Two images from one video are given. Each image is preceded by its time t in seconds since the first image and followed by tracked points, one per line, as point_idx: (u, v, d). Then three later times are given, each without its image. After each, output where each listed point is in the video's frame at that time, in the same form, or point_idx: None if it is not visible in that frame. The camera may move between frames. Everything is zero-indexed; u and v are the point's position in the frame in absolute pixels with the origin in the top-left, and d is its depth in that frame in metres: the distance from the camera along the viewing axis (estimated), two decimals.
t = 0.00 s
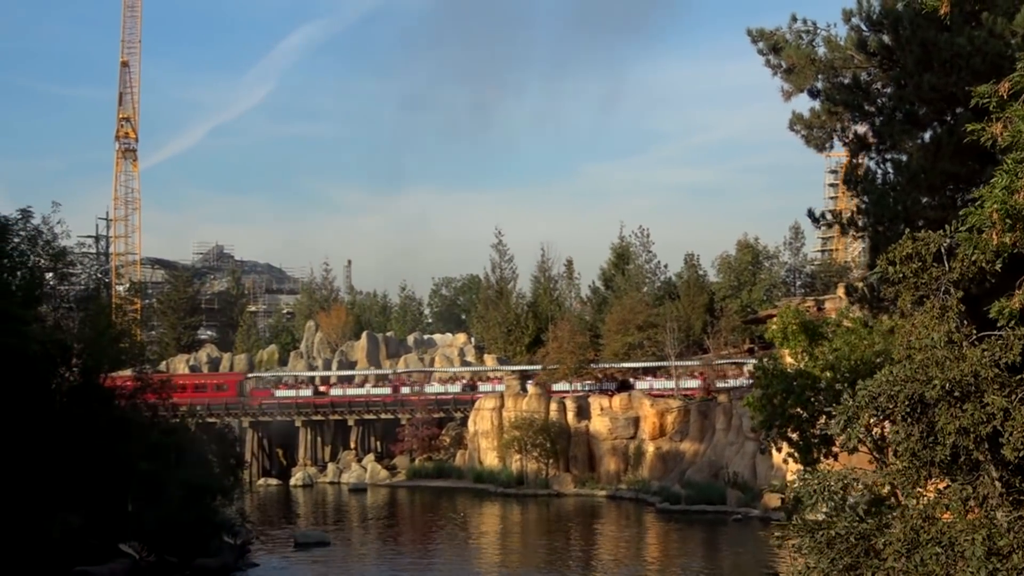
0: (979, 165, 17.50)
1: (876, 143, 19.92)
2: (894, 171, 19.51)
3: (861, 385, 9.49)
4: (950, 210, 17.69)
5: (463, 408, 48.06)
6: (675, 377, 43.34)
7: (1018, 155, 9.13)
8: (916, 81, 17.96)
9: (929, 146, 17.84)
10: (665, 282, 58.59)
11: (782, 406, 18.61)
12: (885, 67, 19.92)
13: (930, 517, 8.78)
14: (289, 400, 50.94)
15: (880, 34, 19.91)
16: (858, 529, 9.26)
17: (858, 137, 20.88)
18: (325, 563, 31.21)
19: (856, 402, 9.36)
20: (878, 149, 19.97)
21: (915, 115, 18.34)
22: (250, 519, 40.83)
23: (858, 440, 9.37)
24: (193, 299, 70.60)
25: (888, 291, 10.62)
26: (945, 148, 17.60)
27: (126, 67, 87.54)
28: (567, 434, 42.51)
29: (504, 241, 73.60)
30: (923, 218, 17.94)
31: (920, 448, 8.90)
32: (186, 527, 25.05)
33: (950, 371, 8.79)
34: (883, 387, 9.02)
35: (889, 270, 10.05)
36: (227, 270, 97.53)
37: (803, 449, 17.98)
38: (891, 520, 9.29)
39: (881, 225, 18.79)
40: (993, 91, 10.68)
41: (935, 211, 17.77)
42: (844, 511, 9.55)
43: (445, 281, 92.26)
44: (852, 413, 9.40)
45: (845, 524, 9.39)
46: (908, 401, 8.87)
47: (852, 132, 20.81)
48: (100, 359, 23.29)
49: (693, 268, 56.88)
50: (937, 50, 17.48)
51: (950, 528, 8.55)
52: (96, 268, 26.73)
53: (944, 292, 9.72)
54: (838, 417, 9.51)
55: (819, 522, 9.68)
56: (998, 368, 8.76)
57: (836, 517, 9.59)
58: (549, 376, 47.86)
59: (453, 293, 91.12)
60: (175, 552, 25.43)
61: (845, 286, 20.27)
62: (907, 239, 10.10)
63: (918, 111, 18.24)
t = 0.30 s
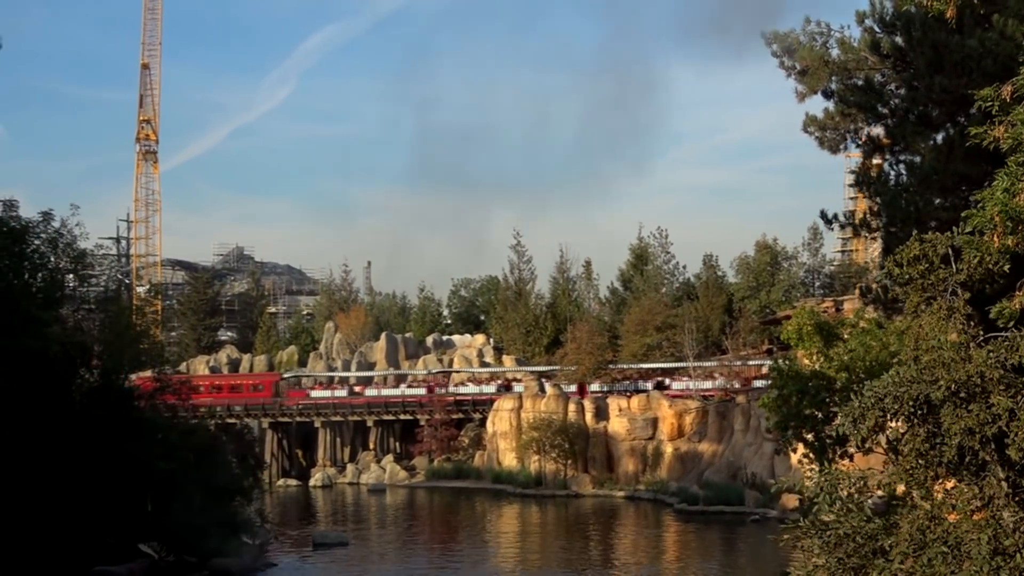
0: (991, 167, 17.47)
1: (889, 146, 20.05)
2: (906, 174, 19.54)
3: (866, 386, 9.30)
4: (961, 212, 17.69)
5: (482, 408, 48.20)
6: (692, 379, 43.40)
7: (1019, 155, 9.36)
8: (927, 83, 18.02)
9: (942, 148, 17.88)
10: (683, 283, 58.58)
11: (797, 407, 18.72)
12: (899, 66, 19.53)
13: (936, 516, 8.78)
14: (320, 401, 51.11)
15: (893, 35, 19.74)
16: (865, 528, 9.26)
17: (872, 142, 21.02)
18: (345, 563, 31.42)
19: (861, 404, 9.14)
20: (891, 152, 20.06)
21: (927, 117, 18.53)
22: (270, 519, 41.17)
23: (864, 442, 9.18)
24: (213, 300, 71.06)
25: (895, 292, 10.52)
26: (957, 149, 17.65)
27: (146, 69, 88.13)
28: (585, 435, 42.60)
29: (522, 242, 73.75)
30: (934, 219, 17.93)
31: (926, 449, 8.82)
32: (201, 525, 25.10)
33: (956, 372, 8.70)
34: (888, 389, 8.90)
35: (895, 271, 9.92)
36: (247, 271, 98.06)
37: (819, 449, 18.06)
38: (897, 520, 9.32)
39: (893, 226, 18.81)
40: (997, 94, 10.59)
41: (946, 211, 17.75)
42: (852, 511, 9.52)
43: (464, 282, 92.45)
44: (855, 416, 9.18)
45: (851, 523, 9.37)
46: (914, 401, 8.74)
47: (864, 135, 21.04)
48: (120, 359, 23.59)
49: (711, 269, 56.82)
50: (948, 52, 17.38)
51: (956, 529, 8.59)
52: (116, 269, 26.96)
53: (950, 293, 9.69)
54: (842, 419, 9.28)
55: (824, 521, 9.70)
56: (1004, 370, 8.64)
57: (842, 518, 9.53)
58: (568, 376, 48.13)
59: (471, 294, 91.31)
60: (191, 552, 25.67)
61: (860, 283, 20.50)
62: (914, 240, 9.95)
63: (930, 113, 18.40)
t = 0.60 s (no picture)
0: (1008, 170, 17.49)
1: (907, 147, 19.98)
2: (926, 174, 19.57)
3: (878, 388, 9.16)
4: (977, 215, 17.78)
5: (505, 410, 48.40)
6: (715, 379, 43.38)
7: None
8: (942, 87, 17.92)
9: (960, 151, 17.93)
10: (706, 284, 58.53)
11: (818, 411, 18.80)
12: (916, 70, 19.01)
13: (948, 518, 8.47)
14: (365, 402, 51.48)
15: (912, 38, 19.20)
16: (873, 528, 8.90)
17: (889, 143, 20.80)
18: (369, 564, 31.60)
19: (874, 405, 8.98)
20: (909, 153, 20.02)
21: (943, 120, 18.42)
22: (294, 519, 41.54)
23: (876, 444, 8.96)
24: (239, 302, 71.64)
25: (912, 294, 10.48)
26: (975, 152, 17.70)
27: (172, 72, 88.84)
28: (608, 436, 42.64)
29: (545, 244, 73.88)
30: (952, 222, 18.07)
31: (937, 451, 8.65)
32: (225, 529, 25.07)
33: (968, 374, 8.53)
34: (899, 391, 8.76)
35: (908, 274, 9.88)
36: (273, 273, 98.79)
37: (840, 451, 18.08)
38: (908, 519, 8.97)
39: (912, 229, 18.99)
40: (1005, 97, 10.40)
41: (963, 215, 17.86)
42: (863, 510, 9.11)
43: (488, 284, 92.74)
44: (868, 416, 9.01)
45: (862, 524, 9.01)
46: (925, 403, 8.63)
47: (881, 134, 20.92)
48: (144, 360, 23.68)
49: (735, 271, 56.71)
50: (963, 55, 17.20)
51: (967, 529, 8.29)
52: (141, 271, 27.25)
53: (963, 296, 9.73)
54: (854, 419, 9.09)
55: (836, 523, 9.29)
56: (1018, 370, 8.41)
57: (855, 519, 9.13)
58: (592, 379, 48.22)
59: (495, 296, 91.57)
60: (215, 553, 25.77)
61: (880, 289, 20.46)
62: (928, 242, 9.90)
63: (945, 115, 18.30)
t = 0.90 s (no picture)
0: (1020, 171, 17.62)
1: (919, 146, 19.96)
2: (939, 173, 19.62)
3: (886, 388, 9.24)
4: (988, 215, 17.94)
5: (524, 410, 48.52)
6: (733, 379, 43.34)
7: None
8: (953, 86, 17.91)
9: (972, 151, 18.06)
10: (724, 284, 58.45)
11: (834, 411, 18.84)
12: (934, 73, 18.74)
13: (954, 516, 8.40)
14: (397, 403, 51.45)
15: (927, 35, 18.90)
16: (880, 526, 8.91)
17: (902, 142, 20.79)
18: (387, 563, 31.77)
19: (881, 405, 9.06)
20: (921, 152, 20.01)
21: (954, 120, 18.48)
22: (314, 519, 41.78)
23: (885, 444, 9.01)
24: (258, 303, 71.99)
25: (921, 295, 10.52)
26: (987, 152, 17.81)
27: (191, 73, 89.34)
28: (626, 436, 42.67)
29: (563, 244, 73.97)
30: (963, 221, 18.28)
31: (944, 451, 8.65)
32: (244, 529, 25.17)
33: (974, 374, 8.58)
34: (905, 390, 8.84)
35: (915, 276, 9.92)
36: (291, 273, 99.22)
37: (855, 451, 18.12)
38: (916, 519, 8.94)
39: (927, 228, 19.18)
40: (1008, 98, 10.40)
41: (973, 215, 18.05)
42: (872, 510, 9.13)
43: (506, 284, 92.87)
44: (875, 415, 9.08)
45: (870, 524, 9.02)
46: (932, 403, 8.69)
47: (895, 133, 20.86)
48: (165, 361, 23.97)
49: (753, 270, 56.58)
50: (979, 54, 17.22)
51: (973, 527, 8.25)
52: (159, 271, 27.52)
53: (970, 296, 9.76)
54: (861, 420, 9.16)
55: (845, 523, 9.33)
56: None
57: (864, 520, 9.14)
58: (609, 379, 48.25)
59: (513, 296, 91.66)
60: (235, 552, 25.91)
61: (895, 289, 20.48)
62: (935, 242, 9.92)
63: (956, 116, 18.39)
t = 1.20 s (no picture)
0: None
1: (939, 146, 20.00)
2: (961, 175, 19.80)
3: (900, 392, 9.29)
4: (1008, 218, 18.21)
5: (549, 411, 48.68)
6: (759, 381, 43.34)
7: None
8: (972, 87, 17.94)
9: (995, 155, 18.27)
10: (750, 285, 58.43)
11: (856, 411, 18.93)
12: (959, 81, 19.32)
13: (968, 517, 8.42)
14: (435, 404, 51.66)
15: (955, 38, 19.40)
16: (893, 526, 8.95)
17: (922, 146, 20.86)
18: (414, 563, 32.05)
19: (895, 407, 9.11)
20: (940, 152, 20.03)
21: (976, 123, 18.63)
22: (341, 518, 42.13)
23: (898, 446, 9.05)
24: (286, 304, 72.57)
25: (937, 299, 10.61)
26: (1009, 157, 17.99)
27: (220, 75, 90.15)
28: (652, 437, 42.68)
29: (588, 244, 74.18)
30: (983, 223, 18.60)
31: (959, 452, 8.70)
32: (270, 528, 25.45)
33: (988, 376, 8.64)
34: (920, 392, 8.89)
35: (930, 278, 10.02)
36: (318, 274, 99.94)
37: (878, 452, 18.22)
38: (932, 519, 8.87)
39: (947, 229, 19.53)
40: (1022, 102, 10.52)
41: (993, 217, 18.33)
42: (886, 510, 9.16)
43: (531, 285, 93.18)
44: (888, 418, 9.12)
45: (885, 525, 9.03)
46: (945, 405, 8.75)
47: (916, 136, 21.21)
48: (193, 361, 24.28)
49: (780, 272, 56.56)
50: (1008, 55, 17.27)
51: (989, 528, 8.26)
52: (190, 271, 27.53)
53: (986, 297, 9.79)
54: (874, 423, 9.21)
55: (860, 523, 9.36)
56: None
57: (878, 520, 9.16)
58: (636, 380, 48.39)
59: (539, 297, 91.94)
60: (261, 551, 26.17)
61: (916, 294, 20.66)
62: (951, 245, 10.03)
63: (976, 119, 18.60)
